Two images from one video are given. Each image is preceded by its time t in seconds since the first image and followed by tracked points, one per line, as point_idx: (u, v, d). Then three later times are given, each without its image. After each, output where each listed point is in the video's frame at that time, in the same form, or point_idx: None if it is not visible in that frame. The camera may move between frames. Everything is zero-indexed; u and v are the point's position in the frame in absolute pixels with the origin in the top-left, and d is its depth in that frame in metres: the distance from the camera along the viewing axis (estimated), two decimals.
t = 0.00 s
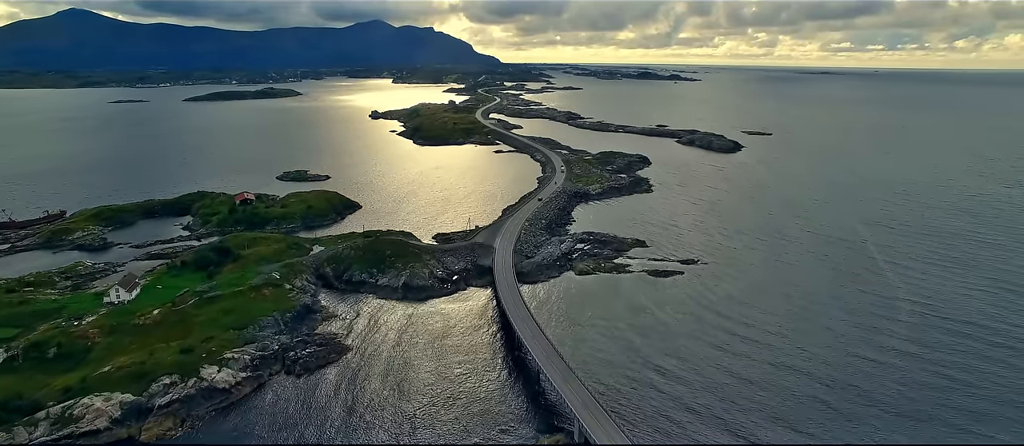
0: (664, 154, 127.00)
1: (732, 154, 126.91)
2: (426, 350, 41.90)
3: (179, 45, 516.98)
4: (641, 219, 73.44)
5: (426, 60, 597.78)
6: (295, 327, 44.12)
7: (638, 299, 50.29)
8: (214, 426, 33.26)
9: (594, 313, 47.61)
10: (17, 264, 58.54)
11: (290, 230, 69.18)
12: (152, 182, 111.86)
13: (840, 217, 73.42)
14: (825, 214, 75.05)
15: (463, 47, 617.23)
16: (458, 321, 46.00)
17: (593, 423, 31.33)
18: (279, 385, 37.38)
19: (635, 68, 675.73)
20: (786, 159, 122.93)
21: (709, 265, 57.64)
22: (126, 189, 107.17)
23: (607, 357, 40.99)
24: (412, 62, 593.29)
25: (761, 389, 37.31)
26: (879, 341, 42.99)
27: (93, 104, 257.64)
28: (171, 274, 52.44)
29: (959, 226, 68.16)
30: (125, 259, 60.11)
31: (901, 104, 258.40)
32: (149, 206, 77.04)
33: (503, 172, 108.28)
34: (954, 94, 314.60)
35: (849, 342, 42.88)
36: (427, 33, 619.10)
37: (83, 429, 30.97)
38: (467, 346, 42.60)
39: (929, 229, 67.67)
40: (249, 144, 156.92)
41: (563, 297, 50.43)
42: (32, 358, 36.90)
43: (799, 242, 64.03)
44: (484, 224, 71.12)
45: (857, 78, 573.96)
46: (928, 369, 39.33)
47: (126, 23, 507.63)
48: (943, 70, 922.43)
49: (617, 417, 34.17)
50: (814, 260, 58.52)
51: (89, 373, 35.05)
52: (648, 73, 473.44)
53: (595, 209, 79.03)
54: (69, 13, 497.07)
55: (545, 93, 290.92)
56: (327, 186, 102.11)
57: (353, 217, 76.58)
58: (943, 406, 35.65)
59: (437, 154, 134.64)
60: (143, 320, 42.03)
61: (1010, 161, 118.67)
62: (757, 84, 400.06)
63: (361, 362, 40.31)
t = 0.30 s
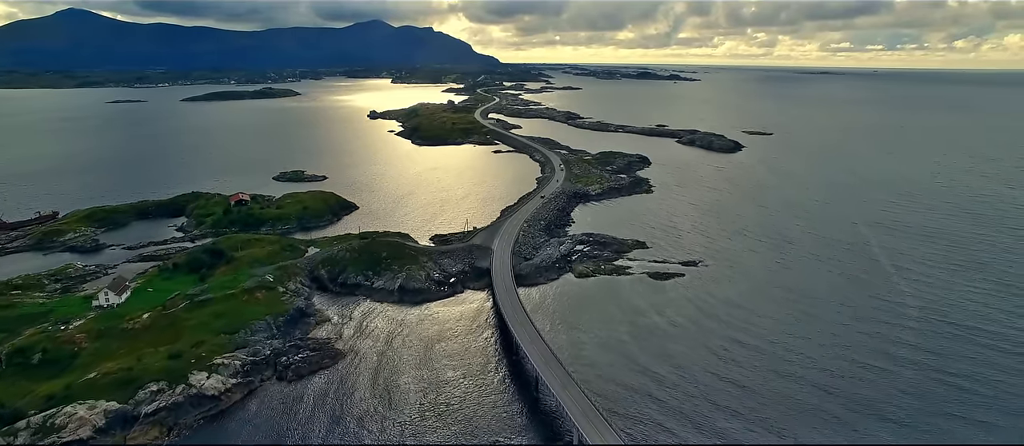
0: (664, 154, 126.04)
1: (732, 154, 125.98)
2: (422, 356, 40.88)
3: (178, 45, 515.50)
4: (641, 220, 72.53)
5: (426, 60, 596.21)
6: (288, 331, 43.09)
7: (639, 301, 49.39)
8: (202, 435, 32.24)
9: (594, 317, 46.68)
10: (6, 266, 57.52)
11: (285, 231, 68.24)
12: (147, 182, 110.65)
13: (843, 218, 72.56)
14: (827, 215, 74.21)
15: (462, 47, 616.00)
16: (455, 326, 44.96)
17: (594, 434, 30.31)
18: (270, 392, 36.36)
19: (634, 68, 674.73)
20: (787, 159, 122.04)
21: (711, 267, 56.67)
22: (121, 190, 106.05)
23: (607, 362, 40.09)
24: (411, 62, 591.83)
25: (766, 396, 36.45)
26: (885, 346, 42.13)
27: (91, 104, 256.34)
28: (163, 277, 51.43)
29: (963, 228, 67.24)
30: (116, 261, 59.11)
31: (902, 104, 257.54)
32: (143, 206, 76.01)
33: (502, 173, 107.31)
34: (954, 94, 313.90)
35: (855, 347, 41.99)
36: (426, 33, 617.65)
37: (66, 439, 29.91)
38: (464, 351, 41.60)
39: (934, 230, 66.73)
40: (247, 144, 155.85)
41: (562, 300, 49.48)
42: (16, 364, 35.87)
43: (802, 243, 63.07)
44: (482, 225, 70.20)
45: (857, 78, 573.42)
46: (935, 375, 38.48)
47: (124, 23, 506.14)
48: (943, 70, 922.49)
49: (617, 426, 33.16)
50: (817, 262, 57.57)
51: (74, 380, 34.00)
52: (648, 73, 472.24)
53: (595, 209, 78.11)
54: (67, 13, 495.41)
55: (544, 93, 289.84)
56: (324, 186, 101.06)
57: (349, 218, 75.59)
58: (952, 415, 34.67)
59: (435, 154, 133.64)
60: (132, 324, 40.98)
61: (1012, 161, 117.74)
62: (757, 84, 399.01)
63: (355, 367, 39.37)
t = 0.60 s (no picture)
0: (665, 154, 124.98)
1: (733, 154, 124.99)
2: (418, 361, 39.86)
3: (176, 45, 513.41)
4: (641, 221, 71.67)
5: (425, 60, 594.95)
6: (280, 336, 42.12)
7: (639, 304, 48.49)
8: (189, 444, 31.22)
9: (593, 321, 45.74)
10: None
11: (280, 233, 67.21)
12: (143, 182, 109.51)
13: (845, 218, 71.60)
14: (829, 215, 73.23)
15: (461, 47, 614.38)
16: (452, 330, 43.99)
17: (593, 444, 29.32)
18: (261, 398, 35.34)
19: (634, 68, 673.55)
20: (788, 159, 121.01)
21: (712, 269, 55.64)
22: (115, 190, 105.02)
23: (607, 368, 39.20)
24: (411, 62, 590.50)
25: (771, 402, 35.47)
26: (892, 349, 41.09)
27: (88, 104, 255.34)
28: (154, 280, 50.46)
29: (969, 229, 66.01)
30: (108, 263, 58.14)
31: (902, 104, 256.40)
32: (137, 207, 75.01)
33: (501, 173, 106.37)
34: (954, 94, 313.04)
35: (860, 350, 40.95)
36: (425, 33, 616.23)
37: None
38: (460, 356, 40.61)
39: (939, 231, 65.54)
40: (244, 144, 154.87)
41: (561, 303, 48.57)
42: None
43: (805, 245, 61.94)
44: (479, 226, 69.19)
45: (855, 77, 573.11)
46: (944, 380, 37.36)
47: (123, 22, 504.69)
48: (942, 70, 922.52)
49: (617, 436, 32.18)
50: (821, 264, 56.41)
51: (57, 388, 33.01)
52: (647, 73, 471.16)
53: (594, 210, 77.12)
54: (66, 13, 493.99)
55: (543, 93, 288.80)
56: (321, 186, 99.97)
57: (346, 219, 74.55)
58: (963, 423, 33.42)
59: (434, 154, 132.63)
60: (120, 328, 39.98)
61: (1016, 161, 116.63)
62: (757, 84, 398.12)
63: (348, 372, 38.42)
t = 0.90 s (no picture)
0: (665, 154, 123.94)
1: (734, 154, 123.91)
2: (413, 367, 38.79)
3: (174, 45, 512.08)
4: (641, 222, 70.67)
5: (425, 60, 593.71)
6: (272, 340, 41.07)
7: (640, 308, 47.52)
8: None
9: (593, 325, 44.73)
10: None
11: (275, 234, 66.19)
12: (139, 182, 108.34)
13: (849, 219, 70.50)
14: (833, 216, 72.16)
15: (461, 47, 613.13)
16: (448, 335, 42.96)
17: None
18: (251, 405, 34.28)
19: (633, 68, 672.58)
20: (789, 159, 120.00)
21: (714, 271, 54.62)
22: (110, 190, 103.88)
23: (608, 374, 38.27)
24: (410, 62, 589.53)
25: (776, 410, 34.41)
26: (900, 355, 40.00)
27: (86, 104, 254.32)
28: (145, 282, 49.41)
29: (975, 229, 64.85)
30: (99, 265, 57.11)
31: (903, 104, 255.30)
32: (130, 208, 73.98)
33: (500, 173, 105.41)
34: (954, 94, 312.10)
35: (868, 357, 39.88)
36: (424, 33, 615.03)
37: None
38: (456, 362, 39.56)
39: (944, 231, 64.40)
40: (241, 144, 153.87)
41: (560, 307, 47.55)
42: None
43: (808, 246, 60.91)
44: (477, 227, 68.16)
45: (855, 78, 572.48)
46: (952, 387, 36.33)
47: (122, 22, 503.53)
48: (942, 70, 922.28)
49: None
50: (825, 266, 55.34)
51: (39, 396, 31.97)
52: (647, 73, 469.79)
53: (594, 211, 76.11)
54: (64, 13, 493.08)
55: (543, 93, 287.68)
56: (318, 187, 98.85)
57: (342, 220, 73.50)
58: (973, 433, 32.36)
59: (432, 154, 131.61)
60: (107, 333, 38.92)
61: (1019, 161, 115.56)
62: (757, 84, 397.09)
63: (341, 378, 37.40)
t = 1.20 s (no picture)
0: (665, 154, 122.94)
1: (735, 154, 122.88)
2: (409, 374, 37.70)
3: (173, 45, 510.51)
4: (642, 224, 69.66)
5: (424, 60, 592.65)
6: (264, 346, 40.01)
7: (642, 311, 46.55)
8: None
9: (593, 329, 43.68)
10: None
11: (270, 236, 65.15)
12: (135, 182, 107.33)
13: (853, 220, 69.52)
14: (836, 217, 71.13)
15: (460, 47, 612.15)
16: (446, 340, 41.92)
17: None
18: (241, 413, 33.20)
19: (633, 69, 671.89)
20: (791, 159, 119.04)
21: (717, 274, 53.58)
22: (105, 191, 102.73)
23: (609, 379, 37.21)
24: (410, 62, 588.85)
25: (782, 419, 33.40)
26: (909, 360, 38.96)
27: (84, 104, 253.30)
28: (136, 285, 48.40)
29: (981, 231, 63.73)
30: (90, 267, 56.09)
31: (903, 104, 254.46)
32: (124, 209, 72.92)
33: (499, 173, 104.50)
34: (953, 94, 311.82)
35: (875, 363, 38.88)
36: (424, 33, 614.14)
37: None
38: (453, 368, 38.51)
39: (950, 232, 63.32)
40: (238, 145, 152.83)
41: (560, 310, 46.48)
42: None
43: (814, 249, 59.78)
44: (476, 228, 67.15)
45: (854, 78, 572.24)
46: (963, 395, 35.33)
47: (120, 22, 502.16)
48: (942, 70, 922.42)
49: None
50: (830, 268, 54.34)
51: (21, 405, 30.97)
52: (646, 74, 469.42)
53: (594, 212, 75.09)
54: (63, 13, 491.79)
55: (543, 93, 286.65)
56: (314, 188, 97.77)
57: (338, 220, 72.48)
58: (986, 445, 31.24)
59: (431, 154, 130.65)
60: (95, 338, 37.89)
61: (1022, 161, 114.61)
62: (756, 84, 396.52)
63: (334, 384, 36.33)
